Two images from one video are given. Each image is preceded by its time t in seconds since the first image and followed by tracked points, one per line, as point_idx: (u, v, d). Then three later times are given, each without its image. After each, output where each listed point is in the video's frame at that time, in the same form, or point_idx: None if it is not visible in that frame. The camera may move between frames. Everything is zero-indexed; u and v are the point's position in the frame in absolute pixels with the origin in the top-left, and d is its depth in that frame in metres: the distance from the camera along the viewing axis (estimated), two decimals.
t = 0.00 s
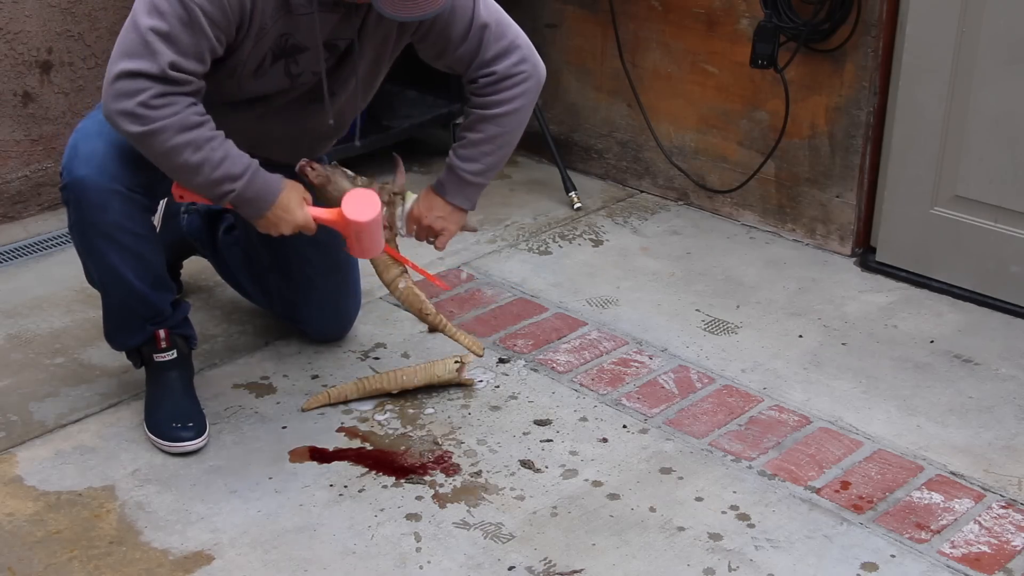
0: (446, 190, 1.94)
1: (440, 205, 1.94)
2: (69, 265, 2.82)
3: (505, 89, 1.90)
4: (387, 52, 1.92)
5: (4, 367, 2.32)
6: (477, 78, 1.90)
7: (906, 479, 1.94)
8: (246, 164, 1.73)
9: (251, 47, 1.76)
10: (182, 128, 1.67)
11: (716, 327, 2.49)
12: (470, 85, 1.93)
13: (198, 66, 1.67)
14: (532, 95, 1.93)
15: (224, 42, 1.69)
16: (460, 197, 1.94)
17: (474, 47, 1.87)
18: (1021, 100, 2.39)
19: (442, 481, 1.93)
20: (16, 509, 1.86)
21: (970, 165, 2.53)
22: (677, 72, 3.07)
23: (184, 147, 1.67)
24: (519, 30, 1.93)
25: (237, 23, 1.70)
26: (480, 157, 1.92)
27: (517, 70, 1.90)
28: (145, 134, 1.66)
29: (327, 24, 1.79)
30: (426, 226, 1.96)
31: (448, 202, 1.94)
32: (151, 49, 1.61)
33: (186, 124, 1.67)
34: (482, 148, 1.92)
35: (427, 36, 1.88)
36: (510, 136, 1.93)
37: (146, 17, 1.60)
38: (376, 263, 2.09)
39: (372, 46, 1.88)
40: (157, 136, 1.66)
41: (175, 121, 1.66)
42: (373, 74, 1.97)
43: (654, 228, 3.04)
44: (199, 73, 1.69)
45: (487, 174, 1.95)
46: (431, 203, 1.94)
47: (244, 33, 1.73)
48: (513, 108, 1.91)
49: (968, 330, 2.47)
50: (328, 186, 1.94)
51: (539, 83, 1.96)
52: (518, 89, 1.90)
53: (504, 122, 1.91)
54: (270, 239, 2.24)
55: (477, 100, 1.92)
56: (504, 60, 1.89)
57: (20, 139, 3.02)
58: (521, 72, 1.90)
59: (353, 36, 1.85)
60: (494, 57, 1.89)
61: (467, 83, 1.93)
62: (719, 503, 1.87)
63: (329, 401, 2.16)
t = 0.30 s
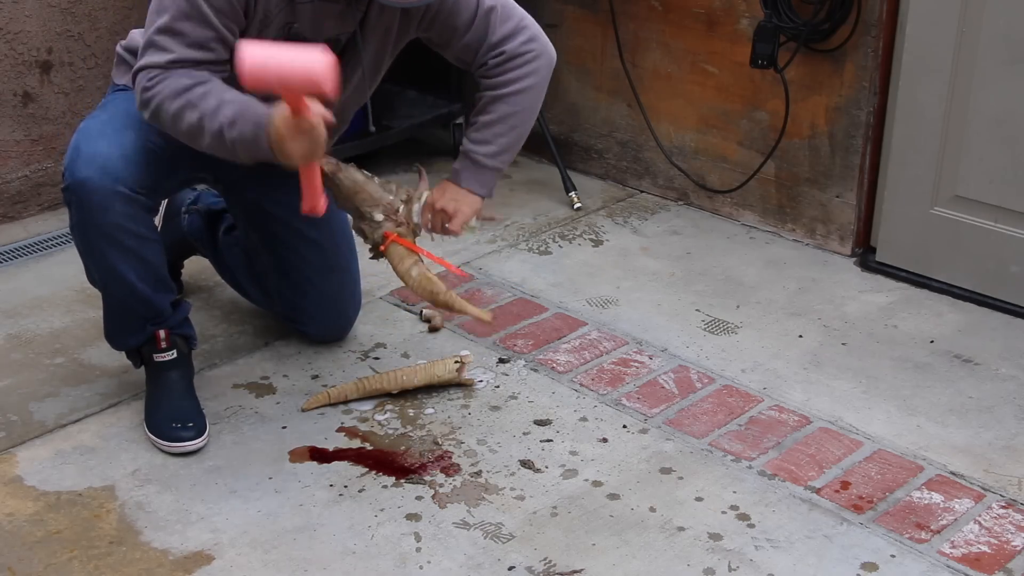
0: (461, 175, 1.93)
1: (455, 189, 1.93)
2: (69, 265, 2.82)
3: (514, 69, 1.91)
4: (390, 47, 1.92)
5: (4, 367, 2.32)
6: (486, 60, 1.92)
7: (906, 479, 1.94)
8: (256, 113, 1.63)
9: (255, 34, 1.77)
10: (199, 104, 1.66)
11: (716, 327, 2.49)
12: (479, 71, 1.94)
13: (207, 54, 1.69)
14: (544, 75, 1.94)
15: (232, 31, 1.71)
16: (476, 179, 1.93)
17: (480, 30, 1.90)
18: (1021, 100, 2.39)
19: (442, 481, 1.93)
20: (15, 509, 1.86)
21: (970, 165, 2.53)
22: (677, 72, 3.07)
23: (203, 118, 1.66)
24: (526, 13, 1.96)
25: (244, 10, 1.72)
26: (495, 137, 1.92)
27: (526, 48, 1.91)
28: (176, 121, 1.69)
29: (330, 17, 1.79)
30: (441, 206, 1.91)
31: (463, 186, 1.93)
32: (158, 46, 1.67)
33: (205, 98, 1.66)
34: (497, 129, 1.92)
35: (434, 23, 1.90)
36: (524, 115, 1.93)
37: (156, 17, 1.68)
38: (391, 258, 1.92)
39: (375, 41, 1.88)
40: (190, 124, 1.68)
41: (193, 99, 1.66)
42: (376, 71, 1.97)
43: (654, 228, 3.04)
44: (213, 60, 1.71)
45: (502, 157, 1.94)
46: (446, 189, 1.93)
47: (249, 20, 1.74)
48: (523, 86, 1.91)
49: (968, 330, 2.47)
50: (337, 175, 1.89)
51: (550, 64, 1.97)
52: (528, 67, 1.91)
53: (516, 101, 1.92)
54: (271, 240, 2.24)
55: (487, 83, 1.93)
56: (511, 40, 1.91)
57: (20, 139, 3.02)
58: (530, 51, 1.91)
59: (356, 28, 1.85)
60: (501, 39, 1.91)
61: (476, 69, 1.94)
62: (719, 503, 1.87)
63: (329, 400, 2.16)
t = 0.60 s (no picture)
0: (473, 180, 1.94)
1: (466, 192, 1.95)
2: (69, 265, 2.82)
3: (510, 68, 1.89)
4: (386, 44, 1.92)
5: (4, 367, 2.32)
6: (482, 60, 1.91)
7: (906, 479, 1.94)
8: (239, 164, 1.70)
9: (248, 39, 1.77)
10: (164, 117, 1.66)
11: (716, 327, 2.49)
12: (477, 69, 1.94)
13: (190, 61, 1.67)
14: (540, 73, 1.92)
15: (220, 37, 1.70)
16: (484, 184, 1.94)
17: (474, 28, 1.88)
18: (1021, 100, 2.39)
19: (442, 481, 1.93)
20: (15, 509, 1.86)
21: (970, 165, 2.53)
22: (677, 72, 3.07)
23: (158, 129, 1.66)
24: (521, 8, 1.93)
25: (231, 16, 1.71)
26: (501, 140, 1.91)
27: (522, 46, 1.89)
28: (123, 118, 1.69)
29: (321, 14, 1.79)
30: (454, 210, 1.97)
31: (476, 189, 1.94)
32: (148, 47, 1.63)
33: (171, 116, 1.66)
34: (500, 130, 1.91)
35: (428, 21, 1.89)
36: (525, 116, 1.92)
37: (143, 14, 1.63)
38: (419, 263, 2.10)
39: (371, 37, 1.89)
40: (133, 126, 1.68)
41: (157, 112, 1.66)
42: (372, 70, 1.98)
43: (654, 228, 3.04)
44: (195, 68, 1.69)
45: (509, 159, 1.93)
46: (457, 190, 1.96)
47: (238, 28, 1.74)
48: (522, 85, 1.90)
49: (968, 330, 2.47)
50: (359, 190, 2.07)
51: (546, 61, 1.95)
52: (524, 65, 1.89)
53: (517, 101, 1.90)
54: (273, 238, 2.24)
55: (487, 85, 1.92)
56: (504, 37, 1.89)
57: (20, 139, 3.02)
58: (525, 49, 1.89)
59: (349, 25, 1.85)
60: (495, 37, 1.89)
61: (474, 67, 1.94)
62: (719, 503, 1.87)
63: (329, 401, 2.16)
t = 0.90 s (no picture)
0: (468, 153, 1.89)
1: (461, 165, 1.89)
2: (69, 265, 2.82)
3: (516, 45, 1.90)
4: (387, 37, 1.95)
5: (4, 367, 2.32)
6: (490, 39, 1.92)
7: (906, 479, 1.94)
8: (264, 146, 1.70)
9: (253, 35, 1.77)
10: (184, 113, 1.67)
11: (716, 327, 2.49)
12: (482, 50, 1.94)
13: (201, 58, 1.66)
14: (548, 53, 1.93)
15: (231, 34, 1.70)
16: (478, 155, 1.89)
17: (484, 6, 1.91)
18: (1021, 100, 2.39)
19: (442, 481, 1.93)
20: (15, 509, 1.86)
21: (970, 165, 2.53)
22: (677, 72, 3.07)
23: (179, 125, 1.68)
24: None
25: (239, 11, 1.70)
26: (501, 114, 1.90)
27: (530, 25, 1.91)
28: (148, 116, 1.72)
29: (325, 9, 1.81)
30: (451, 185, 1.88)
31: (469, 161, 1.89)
32: (159, 46, 1.64)
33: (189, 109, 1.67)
34: (501, 102, 1.90)
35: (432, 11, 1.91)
36: (529, 91, 1.92)
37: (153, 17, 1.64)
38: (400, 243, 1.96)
39: (373, 30, 1.91)
40: (158, 124, 1.71)
41: (177, 109, 1.67)
42: (372, 63, 2.00)
43: (654, 228, 3.04)
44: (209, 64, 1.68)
45: (507, 133, 1.92)
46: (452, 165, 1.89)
47: (246, 20, 1.72)
48: (526, 63, 1.90)
49: (968, 330, 2.47)
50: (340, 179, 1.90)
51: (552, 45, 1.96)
52: (530, 44, 1.90)
53: (520, 78, 1.90)
54: (272, 240, 2.24)
55: (491, 62, 1.92)
56: (513, 15, 1.91)
57: (20, 139, 3.02)
58: (534, 27, 1.91)
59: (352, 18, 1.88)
60: (504, 17, 1.91)
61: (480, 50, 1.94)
62: (719, 503, 1.87)
63: (329, 400, 2.16)
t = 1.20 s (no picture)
0: (485, 158, 1.93)
1: (477, 169, 1.94)
2: (69, 265, 2.82)
3: (517, 46, 1.91)
4: (388, 28, 1.93)
5: (4, 367, 2.32)
6: (490, 40, 1.92)
7: (906, 479, 1.94)
8: (214, 143, 1.65)
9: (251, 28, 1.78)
10: (145, 95, 1.64)
11: (716, 327, 2.49)
12: (484, 50, 1.94)
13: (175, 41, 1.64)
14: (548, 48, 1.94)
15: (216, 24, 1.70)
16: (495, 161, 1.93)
17: (481, 8, 1.91)
18: (1021, 100, 2.39)
19: (442, 481, 1.93)
20: (16, 509, 1.86)
21: (970, 165, 2.53)
22: (677, 72, 3.07)
23: (138, 108, 1.65)
24: None
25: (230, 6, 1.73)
26: (512, 117, 1.92)
27: (528, 23, 1.91)
28: (109, 96, 1.68)
29: None
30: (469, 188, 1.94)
31: (486, 166, 1.93)
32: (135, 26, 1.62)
33: (149, 95, 1.64)
34: (512, 106, 1.92)
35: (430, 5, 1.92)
36: (536, 91, 1.93)
37: None
38: (429, 254, 2.03)
39: (374, 20, 1.90)
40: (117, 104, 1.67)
41: (140, 91, 1.64)
42: (375, 55, 1.99)
43: (654, 228, 3.04)
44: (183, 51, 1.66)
45: (520, 135, 1.94)
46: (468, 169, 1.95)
47: (239, 14, 1.75)
48: (529, 63, 1.91)
49: (968, 330, 2.47)
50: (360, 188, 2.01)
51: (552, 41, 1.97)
52: (531, 42, 1.91)
53: (524, 78, 1.91)
54: (273, 238, 2.24)
55: (494, 63, 1.93)
56: (508, 13, 1.91)
57: (20, 139, 3.02)
58: (532, 25, 1.91)
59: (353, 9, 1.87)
60: (501, 16, 1.91)
61: (480, 49, 1.95)
62: (719, 503, 1.87)
63: (329, 401, 2.16)
